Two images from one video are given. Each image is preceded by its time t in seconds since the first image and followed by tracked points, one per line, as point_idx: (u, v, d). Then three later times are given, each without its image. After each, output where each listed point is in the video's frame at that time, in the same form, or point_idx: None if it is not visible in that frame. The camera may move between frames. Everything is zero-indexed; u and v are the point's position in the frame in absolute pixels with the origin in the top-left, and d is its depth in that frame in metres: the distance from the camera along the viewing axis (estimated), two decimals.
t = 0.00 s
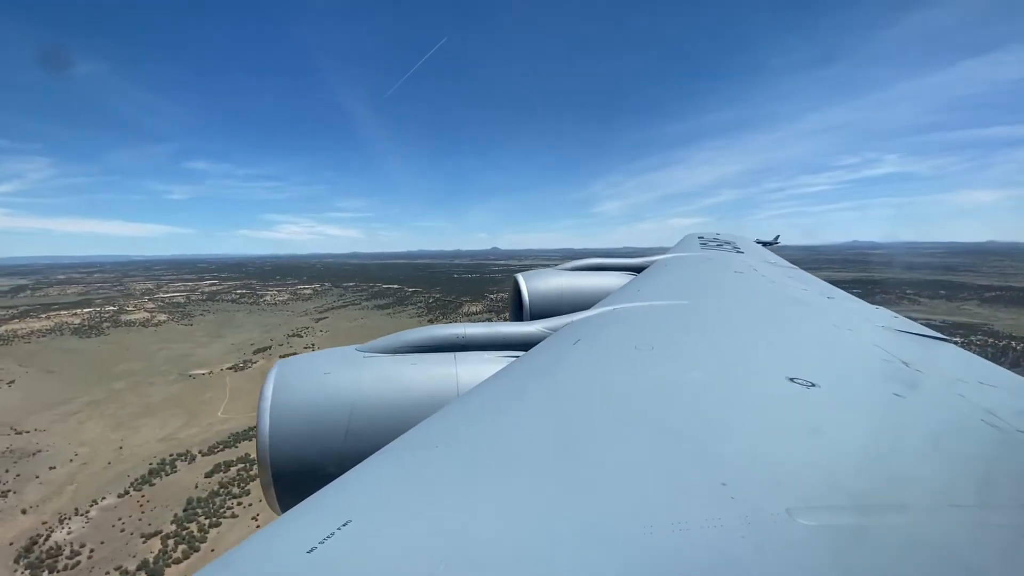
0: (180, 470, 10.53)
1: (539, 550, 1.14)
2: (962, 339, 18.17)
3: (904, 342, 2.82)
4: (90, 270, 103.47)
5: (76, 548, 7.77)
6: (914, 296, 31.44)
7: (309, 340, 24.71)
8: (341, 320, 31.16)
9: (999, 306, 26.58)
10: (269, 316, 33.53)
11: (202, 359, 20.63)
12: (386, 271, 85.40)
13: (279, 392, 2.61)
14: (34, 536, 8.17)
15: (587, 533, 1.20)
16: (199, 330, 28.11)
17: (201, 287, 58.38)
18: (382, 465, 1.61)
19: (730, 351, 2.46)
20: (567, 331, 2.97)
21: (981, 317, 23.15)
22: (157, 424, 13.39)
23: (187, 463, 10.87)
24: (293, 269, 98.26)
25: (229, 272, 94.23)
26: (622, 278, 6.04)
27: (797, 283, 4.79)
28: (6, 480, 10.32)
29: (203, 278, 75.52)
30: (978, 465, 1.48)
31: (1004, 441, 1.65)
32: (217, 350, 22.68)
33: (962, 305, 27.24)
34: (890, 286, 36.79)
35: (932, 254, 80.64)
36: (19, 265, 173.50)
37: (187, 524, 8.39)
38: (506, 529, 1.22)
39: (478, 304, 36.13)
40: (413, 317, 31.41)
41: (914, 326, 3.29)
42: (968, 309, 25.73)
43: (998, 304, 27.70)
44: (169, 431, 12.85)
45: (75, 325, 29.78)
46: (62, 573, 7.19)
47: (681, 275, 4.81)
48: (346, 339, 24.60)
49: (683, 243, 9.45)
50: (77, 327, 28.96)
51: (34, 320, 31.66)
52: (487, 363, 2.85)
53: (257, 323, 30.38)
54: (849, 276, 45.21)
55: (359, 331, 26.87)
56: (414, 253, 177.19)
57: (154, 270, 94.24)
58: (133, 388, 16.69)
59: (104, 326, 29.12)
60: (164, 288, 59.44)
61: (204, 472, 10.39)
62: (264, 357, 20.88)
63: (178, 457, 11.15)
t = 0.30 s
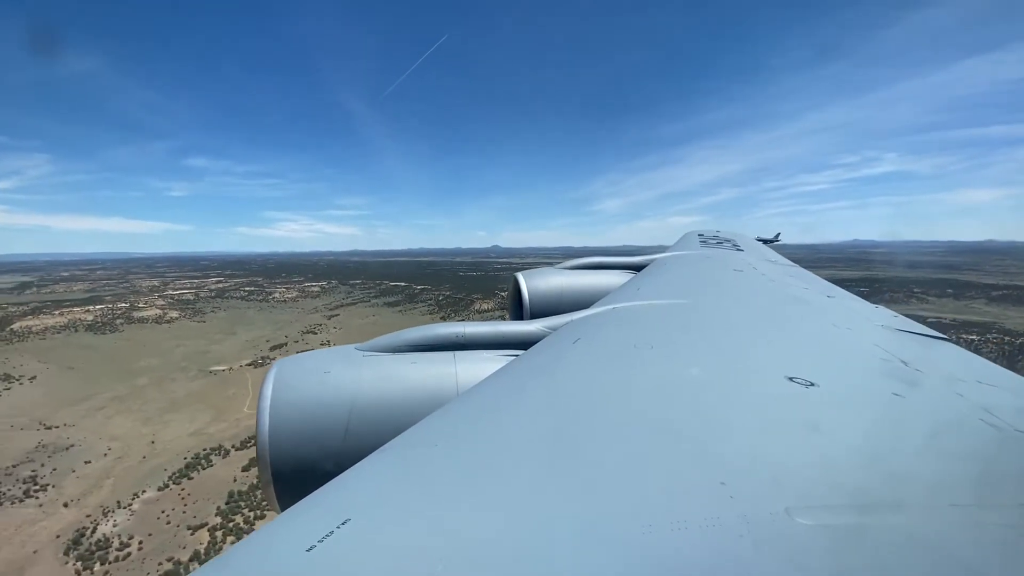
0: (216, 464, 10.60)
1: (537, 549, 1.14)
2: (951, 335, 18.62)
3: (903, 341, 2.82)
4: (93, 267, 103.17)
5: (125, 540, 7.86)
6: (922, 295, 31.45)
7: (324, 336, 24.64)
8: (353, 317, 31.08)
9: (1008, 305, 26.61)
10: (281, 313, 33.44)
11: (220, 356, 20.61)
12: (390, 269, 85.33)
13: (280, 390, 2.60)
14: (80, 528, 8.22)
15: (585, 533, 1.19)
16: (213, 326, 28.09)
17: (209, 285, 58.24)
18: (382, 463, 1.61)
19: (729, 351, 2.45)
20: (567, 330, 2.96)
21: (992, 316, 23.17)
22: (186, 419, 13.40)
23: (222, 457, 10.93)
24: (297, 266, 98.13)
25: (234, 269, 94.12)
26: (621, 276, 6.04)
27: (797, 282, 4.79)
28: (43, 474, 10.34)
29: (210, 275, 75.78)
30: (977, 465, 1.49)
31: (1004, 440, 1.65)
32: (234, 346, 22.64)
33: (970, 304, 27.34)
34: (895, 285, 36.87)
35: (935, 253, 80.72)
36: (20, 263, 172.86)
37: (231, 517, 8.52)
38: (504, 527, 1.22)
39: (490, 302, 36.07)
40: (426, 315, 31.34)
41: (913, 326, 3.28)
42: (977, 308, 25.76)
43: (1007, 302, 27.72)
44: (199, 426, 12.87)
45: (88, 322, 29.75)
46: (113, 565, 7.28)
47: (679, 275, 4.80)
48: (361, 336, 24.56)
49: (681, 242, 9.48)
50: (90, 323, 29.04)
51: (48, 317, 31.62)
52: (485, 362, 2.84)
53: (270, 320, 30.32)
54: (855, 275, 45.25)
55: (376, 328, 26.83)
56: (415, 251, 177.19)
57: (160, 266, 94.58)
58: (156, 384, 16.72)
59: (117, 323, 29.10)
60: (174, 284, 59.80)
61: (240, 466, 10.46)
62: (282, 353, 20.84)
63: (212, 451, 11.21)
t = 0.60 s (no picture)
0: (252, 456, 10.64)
1: (536, 548, 1.14)
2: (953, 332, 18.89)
3: (903, 342, 2.82)
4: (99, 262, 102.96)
5: (173, 529, 7.93)
6: (930, 292, 31.46)
7: (340, 332, 24.56)
8: (365, 312, 30.99)
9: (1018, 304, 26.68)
10: (292, 308, 33.43)
11: (238, 350, 20.61)
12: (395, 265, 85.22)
13: (279, 388, 2.60)
14: (126, 518, 8.28)
15: (582, 530, 1.20)
16: (226, 321, 28.13)
17: (218, 280, 58.20)
18: (381, 462, 1.61)
19: (728, 350, 2.46)
20: (567, 330, 2.95)
21: (1003, 314, 23.21)
22: (213, 412, 13.42)
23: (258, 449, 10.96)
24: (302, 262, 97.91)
25: (240, 264, 93.99)
26: (621, 276, 6.04)
27: (797, 282, 4.78)
28: (80, 465, 10.37)
29: (218, 271, 75.98)
30: (975, 465, 1.49)
31: (1001, 441, 1.65)
32: (251, 341, 22.63)
33: (978, 302, 27.45)
34: (902, 283, 36.92)
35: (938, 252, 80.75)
36: (22, 258, 172.46)
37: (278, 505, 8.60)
38: (503, 527, 1.22)
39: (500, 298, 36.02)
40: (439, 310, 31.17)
41: (912, 326, 3.28)
42: (988, 306, 25.84)
43: (1017, 301, 27.79)
44: (228, 419, 12.88)
45: (102, 316, 29.77)
46: (165, 553, 7.34)
47: (678, 275, 4.81)
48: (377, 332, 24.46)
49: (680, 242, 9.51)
50: (104, 317, 29.17)
51: (62, 311, 31.65)
52: (485, 360, 2.84)
53: (283, 315, 30.27)
54: (860, 273, 45.26)
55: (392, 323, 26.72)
56: (418, 247, 177.04)
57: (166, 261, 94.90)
58: (179, 377, 16.75)
59: (132, 317, 29.12)
60: (185, 279, 60.02)
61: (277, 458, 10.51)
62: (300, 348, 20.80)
63: (247, 443, 11.25)
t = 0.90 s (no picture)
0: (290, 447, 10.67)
1: (533, 547, 1.14)
2: (964, 330, 19.00)
3: (902, 343, 2.82)
4: (105, 256, 103.06)
5: (221, 518, 8.03)
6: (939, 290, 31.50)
7: (356, 326, 24.58)
8: (378, 308, 31.01)
9: None
10: (304, 303, 33.55)
11: (257, 344, 20.65)
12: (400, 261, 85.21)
13: (278, 388, 2.61)
14: (173, 508, 8.36)
15: (580, 530, 1.20)
16: (241, 315, 28.20)
17: (227, 274, 58.18)
18: (380, 460, 1.62)
19: (727, 351, 2.45)
20: (567, 330, 2.95)
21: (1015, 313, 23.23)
22: (242, 405, 13.44)
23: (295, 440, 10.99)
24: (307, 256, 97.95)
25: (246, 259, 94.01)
26: (620, 276, 6.04)
27: (797, 283, 4.77)
28: (119, 456, 10.41)
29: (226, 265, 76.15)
30: (974, 466, 1.49)
31: (1001, 443, 1.65)
32: (268, 335, 22.70)
33: (989, 300, 27.45)
34: (911, 281, 36.90)
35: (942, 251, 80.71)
36: (27, 253, 172.82)
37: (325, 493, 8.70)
38: (500, 527, 1.22)
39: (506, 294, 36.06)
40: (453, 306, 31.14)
41: (911, 327, 3.27)
42: (999, 304, 25.85)
43: None
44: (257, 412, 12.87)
45: (118, 309, 29.85)
46: (216, 542, 7.45)
47: (678, 275, 4.80)
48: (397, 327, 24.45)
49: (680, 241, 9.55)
50: (120, 311, 29.31)
51: (78, 305, 31.74)
52: (484, 360, 2.84)
53: (296, 310, 30.28)
54: (867, 271, 45.23)
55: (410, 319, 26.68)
56: (421, 243, 177.09)
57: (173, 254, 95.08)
58: (204, 370, 16.78)
59: (147, 311, 29.18)
60: (196, 273, 60.17)
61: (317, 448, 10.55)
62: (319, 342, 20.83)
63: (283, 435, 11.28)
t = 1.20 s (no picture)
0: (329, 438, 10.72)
1: (530, 547, 1.15)
2: (983, 328, 19.04)
3: (903, 346, 2.81)
4: (111, 251, 102.95)
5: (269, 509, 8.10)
6: (951, 287, 31.46)
7: (372, 321, 24.58)
8: (392, 302, 31.03)
9: None
10: (318, 297, 33.60)
11: (276, 338, 20.66)
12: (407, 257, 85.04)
13: (278, 389, 2.61)
14: (219, 498, 8.42)
15: (579, 532, 1.21)
16: (256, 309, 28.26)
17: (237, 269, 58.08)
18: (379, 462, 1.62)
19: (727, 354, 2.45)
20: (567, 331, 2.96)
21: None
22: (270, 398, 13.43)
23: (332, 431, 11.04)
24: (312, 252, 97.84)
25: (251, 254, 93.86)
26: (620, 279, 6.02)
27: (797, 285, 4.77)
28: (156, 448, 10.45)
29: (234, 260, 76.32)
30: (975, 468, 1.50)
31: (1000, 445, 1.65)
32: (286, 329, 22.73)
33: (1002, 298, 27.36)
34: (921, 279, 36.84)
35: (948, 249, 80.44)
36: (33, 246, 172.71)
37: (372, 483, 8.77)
38: (499, 529, 1.23)
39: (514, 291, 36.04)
40: (466, 301, 31.10)
41: (911, 330, 3.27)
42: (1012, 302, 25.79)
43: None
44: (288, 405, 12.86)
45: (134, 303, 29.92)
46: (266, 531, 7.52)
47: (678, 277, 4.79)
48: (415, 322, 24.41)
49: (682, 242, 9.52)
50: (136, 304, 29.47)
51: (94, 298, 31.80)
52: (484, 362, 2.84)
53: (309, 305, 30.26)
54: (876, 269, 45.13)
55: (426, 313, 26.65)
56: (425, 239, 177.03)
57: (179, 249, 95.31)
58: (229, 364, 16.79)
59: (162, 305, 29.21)
60: (207, 267, 60.39)
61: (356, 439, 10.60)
62: (340, 336, 20.80)
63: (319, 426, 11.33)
